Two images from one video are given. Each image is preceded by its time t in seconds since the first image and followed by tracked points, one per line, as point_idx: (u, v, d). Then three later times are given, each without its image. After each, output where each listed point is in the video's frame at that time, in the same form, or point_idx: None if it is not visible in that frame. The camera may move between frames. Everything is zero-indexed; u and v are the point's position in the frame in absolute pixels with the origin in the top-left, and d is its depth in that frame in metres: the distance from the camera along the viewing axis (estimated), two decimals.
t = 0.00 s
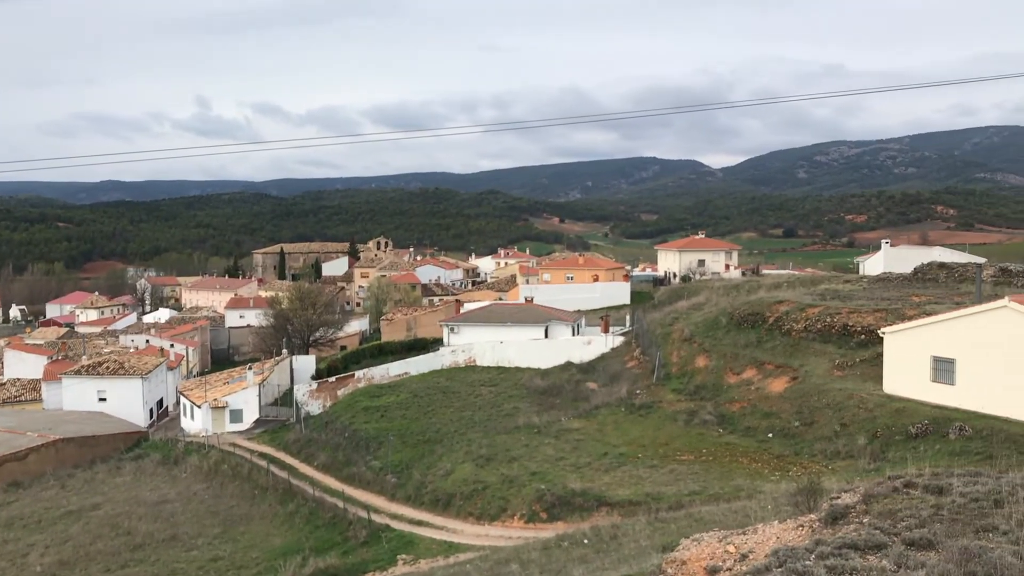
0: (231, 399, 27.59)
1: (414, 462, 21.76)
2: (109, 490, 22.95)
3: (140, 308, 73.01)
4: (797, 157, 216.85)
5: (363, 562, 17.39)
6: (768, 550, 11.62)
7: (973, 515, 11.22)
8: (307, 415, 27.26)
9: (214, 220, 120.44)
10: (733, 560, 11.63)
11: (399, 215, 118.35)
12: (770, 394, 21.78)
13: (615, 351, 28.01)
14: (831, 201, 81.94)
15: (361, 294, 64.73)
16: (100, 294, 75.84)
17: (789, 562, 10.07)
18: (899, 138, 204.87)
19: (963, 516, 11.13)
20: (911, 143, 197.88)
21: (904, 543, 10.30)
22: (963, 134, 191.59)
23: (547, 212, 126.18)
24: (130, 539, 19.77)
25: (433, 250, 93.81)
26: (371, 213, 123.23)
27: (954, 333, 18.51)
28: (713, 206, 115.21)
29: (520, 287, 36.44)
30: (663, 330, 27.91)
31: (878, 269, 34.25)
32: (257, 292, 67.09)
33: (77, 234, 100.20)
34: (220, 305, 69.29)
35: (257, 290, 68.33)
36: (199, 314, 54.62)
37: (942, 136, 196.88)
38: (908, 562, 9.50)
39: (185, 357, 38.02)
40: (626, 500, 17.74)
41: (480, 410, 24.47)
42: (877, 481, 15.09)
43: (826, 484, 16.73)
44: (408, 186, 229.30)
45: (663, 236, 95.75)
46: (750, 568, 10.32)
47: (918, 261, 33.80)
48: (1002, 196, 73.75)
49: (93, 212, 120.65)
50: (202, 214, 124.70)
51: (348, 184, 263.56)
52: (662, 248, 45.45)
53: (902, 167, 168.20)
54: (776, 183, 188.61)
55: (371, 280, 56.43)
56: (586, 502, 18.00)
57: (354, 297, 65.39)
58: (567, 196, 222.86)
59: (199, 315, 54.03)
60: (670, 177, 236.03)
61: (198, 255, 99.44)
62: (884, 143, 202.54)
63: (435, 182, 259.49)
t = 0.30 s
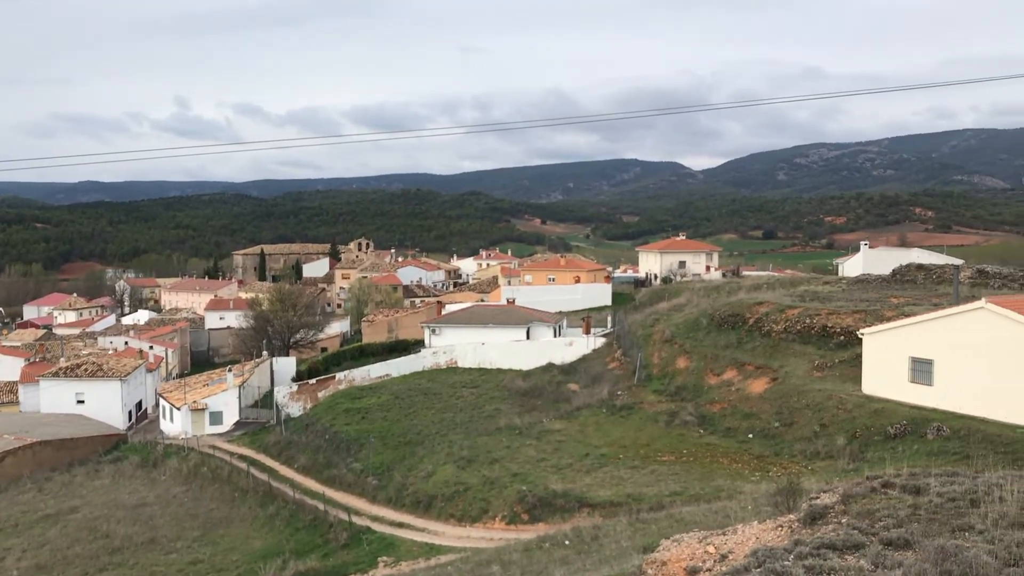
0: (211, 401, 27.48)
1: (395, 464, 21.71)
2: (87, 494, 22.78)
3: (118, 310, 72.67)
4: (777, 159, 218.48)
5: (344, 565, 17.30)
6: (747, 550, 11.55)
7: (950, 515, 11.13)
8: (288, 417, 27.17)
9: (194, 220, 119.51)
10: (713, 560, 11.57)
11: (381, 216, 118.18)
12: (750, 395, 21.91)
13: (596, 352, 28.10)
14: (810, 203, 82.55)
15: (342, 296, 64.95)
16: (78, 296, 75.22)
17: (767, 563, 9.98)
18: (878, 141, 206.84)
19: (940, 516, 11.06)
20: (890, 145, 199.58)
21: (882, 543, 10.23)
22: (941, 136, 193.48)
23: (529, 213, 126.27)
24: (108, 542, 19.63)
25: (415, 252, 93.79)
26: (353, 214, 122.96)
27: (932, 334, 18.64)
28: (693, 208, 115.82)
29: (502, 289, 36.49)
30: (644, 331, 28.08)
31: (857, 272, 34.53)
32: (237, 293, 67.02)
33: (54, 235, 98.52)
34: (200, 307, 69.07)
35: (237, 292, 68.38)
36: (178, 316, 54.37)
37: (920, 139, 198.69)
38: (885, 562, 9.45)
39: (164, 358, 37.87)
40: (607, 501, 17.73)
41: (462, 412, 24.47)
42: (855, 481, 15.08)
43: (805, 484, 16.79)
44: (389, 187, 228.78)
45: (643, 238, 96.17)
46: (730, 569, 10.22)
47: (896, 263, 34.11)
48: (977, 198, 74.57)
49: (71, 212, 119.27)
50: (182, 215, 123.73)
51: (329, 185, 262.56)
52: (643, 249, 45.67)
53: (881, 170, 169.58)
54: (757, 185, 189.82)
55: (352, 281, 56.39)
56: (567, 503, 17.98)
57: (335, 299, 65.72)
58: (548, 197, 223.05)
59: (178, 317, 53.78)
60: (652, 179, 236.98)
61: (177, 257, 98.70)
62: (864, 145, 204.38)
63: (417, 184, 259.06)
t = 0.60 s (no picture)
0: (194, 403, 27.34)
1: (379, 466, 21.66)
2: (69, 497, 22.64)
3: (100, 312, 72.46)
4: (761, 161, 219.78)
5: (327, 567, 17.19)
6: (730, 551, 11.50)
7: (930, 515, 11.12)
8: (271, 419, 27.08)
9: (177, 220, 118.75)
10: (696, 561, 11.49)
11: (366, 217, 118.00)
12: (733, 396, 22.01)
13: (580, 353, 28.17)
14: (792, 205, 83.02)
15: (326, 297, 65.10)
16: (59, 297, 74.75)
17: (750, 564, 9.90)
18: (861, 144, 208.42)
19: (921, 516, 11.05)
20: (872, 148, 201.04)
21: (863, 543, 10.20)
22: (923, 138, 195.04)
23: (514, 215, 126.38)
24: (90, 545, 19.49)
25: (399, 253, 93.75)
26: (338, 215, 122.73)
27: (913, 335, 18.78)
28: (677, 210, 116.36)
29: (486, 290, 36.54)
30: (629, 332, 28.24)
31: (840, 273, 34.73)
32: (220, 294, 66.87)
33: (35, 236, 97.69)
34: (183, 308, 68.86)
35: (220, 293, 68.11)
36: (160, 317, 54.23)
37: (902, 140, 200.18)
38: (866, 562, 9.41)
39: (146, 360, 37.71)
40: (591, 503, 17.72)
41: (447, 413, 24.45)
42: (838, 481, 15.07)
43: (788, 485, 16.83)
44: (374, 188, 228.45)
45: (627, 240, 96.53)
46: (713, 569, 10.14)
47: (878, 264, 34.34)
48: (956, 200, 75.24)
49: (52, 212, 118.22)
50: (165, 215, 122.97)
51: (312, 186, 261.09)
52: (628, 251, 45.85)
53: (863, 172, 170.71)
54: (741, 188, 190.89)
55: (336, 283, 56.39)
56: (551, 505, 17.94)
57: (318, 300, 65.85)
58: (533, 199, 223.05)
59: (160, 318, 53.57)
60: (638, 180, 237.76)
61: (160, 257, 98.15)
62: (847, 147, 205.84)
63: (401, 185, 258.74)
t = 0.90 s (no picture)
0: (179, 403, 27.23)
1: (365, 467, 21.61)
2: (52, 499, 22.53)
3: (84, 313, 72.06)
4: (747, 162, 220.71)
5: (314, 568, 17.12)
6: (715, 551, 11.43)
7: (913, 515, 11.11)
8: (256, 420, 26.99)
9: (163, 220, 118.11)
10: (681, 561, 11.39)
11: (353, 217, 117.77)
12: (718, 396, 22.07)
13: (567, 354, 28.20)
14: (777, 206, 83.42)
15: (311, 297, 65.05)
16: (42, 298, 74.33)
17: (735, 564, 9.85)
18: (846, 145, 209.62)
19: (904, 516, 11.03)
20: (858, 150, 202.26)
21: (848, 543, 10.15)
22: (908, 139, 196.37)
23: (500, 216, 126.29)
24: (74, 547, 19.37)
25: (386, 254, 93.67)
26: (325, 215, 122.40)
27: (899, 336, 18.87)
28: (663, 211, 116.72)
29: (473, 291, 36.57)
30: (615, 333, 28.34)
31: (825, 274, 34.90)
32: (205, 295, 66.68)
33: (17, 236, 96.90)
34: (168, 309, 68.61)
35: (205, 293, 67.89)
36: (145, 318, 54.01)
37: (888, 141, 201.54)
38: (850, 563, 9.34)
39: (130, 361, 37.57)
40: (577, 503, 17.72)
41: (433, 414, 24.43)
42: (823, 481, 15.05)
43: (774, 485, 16.86)
44: (360, 188, 227.83)
45: (613, 241, 96.77)
46: (697, 569, 10.05)
47: (863, 265, 34.52)
48: (938, 201, 75.81)
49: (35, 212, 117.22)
50: (151, 216, 122.34)
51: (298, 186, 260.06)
52: (614, 252, 45.99)
53: (848, 173, 171.71)
54: (727, 189, 191.69)
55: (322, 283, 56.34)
56: (538, 505, 17.91)
57: (304, 301, 65.84)
58: (520, 200, 222.94)
59: (145, 319, 53.37)
60: (625, 181, 238.20)
61: (144, 258, 97.63)
62: (833, 148, 206.93)
63: (388, 185, 258.36)
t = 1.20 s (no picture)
0: (165, 403, 27.17)
1: (353, 467, 21.56)
2: (37, 499, 22.41)
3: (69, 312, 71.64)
4: (734, 160, 221.36)
5: (301, 568, 17.06)
6: (702, 548, 11.06)
7: (899, 512, 10.84)
8: (243, 419, 26.94)
9: (148, 218, 117.40)
10: (669, 559, 10.96)
11: (340, 216, 117.48)
12: (705, 394, 22.15)
13: (554, 353, 28.25)
14: (763, 205, 83.63)
15: (298, 296, 64.88)
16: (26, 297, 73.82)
17: (721, 561, 9.55)
18: (833, 144, 210.60)
19: (890, 512, 10.78)
20: (844, 148, 203.04)
21: (833, 541, 9.86)
22: (893, 138, 197.29)
23: (488, 214, 125.92)
24: (59, 547, 19.26)
25: (373, 253, 93.51)
26: (312, 214, 121.96)
27: (884, 334, 18.95)
28: (651, 209, 116.95)
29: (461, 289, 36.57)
30: (603, 331, 28.41)
31: (811, 272, 35.05)
32: (191, 294, 66.45)
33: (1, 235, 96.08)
34: (153, 308, 68.30)
35: (191, 292, 67.63)
36: (130, 317, 53.75)
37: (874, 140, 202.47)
38: (837, 559, 9.06)
39: (116, 360, 37.42)
40: (565, 502, 17.70)
41: (421, 413, 24.41)
42: (808, 479, 14.83)
43: (761, 482, 16.89)
44: (348, 185, 227.33)
45: (600, 239, 96.90)
46: (684, 568, 9.75)
47: (849, 263, 34.69)
48: (923, 199, 76.15)
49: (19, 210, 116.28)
50: (137, 214, 121.62)
51: (285, 185, 259.08)
52: (602, 250, 46.06)
53: (834, 172, 172.42)
54: (714, 188, 192.24)
55: (309, 282, 56.21)
56: (525, 504, 17.88)
57: (291, 300, 65.66)
58: (508, 199, 222.76)
59: (130, 318, 53.10)
60: (613, 180, 238.51)
61: (130, 257, 97.09)
62: (820, 147, 207.76)
63: (376, 184, 257.99)
